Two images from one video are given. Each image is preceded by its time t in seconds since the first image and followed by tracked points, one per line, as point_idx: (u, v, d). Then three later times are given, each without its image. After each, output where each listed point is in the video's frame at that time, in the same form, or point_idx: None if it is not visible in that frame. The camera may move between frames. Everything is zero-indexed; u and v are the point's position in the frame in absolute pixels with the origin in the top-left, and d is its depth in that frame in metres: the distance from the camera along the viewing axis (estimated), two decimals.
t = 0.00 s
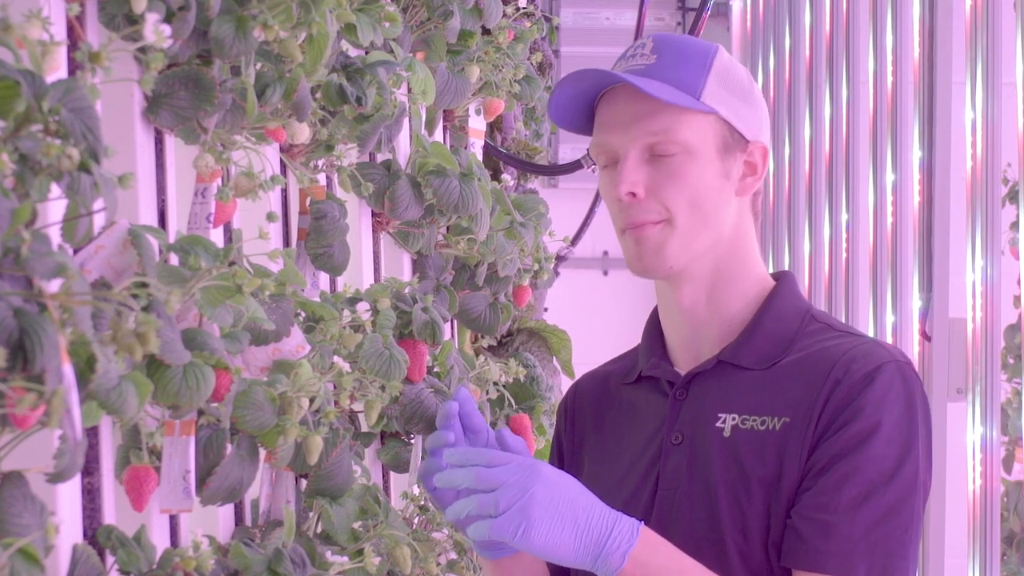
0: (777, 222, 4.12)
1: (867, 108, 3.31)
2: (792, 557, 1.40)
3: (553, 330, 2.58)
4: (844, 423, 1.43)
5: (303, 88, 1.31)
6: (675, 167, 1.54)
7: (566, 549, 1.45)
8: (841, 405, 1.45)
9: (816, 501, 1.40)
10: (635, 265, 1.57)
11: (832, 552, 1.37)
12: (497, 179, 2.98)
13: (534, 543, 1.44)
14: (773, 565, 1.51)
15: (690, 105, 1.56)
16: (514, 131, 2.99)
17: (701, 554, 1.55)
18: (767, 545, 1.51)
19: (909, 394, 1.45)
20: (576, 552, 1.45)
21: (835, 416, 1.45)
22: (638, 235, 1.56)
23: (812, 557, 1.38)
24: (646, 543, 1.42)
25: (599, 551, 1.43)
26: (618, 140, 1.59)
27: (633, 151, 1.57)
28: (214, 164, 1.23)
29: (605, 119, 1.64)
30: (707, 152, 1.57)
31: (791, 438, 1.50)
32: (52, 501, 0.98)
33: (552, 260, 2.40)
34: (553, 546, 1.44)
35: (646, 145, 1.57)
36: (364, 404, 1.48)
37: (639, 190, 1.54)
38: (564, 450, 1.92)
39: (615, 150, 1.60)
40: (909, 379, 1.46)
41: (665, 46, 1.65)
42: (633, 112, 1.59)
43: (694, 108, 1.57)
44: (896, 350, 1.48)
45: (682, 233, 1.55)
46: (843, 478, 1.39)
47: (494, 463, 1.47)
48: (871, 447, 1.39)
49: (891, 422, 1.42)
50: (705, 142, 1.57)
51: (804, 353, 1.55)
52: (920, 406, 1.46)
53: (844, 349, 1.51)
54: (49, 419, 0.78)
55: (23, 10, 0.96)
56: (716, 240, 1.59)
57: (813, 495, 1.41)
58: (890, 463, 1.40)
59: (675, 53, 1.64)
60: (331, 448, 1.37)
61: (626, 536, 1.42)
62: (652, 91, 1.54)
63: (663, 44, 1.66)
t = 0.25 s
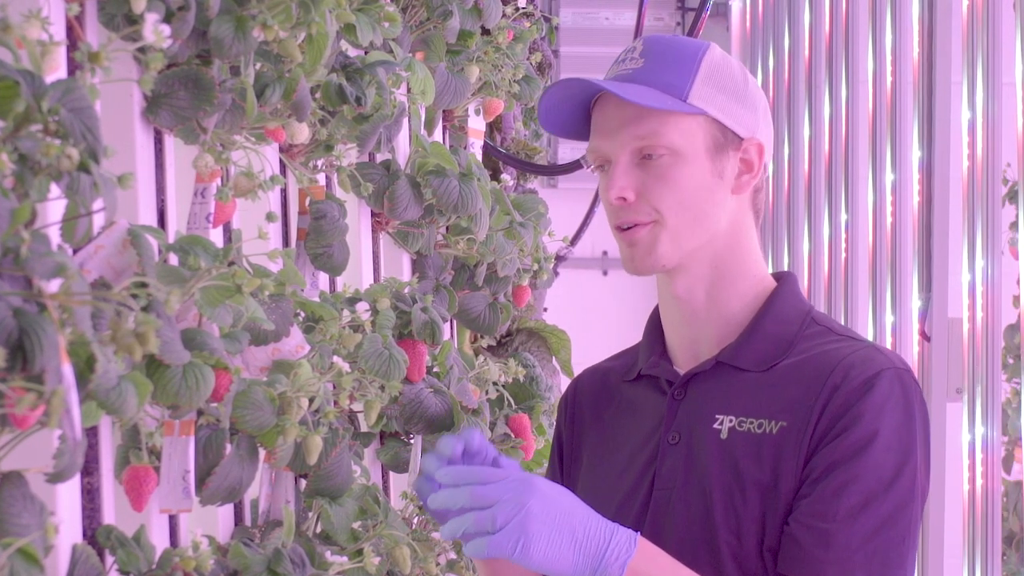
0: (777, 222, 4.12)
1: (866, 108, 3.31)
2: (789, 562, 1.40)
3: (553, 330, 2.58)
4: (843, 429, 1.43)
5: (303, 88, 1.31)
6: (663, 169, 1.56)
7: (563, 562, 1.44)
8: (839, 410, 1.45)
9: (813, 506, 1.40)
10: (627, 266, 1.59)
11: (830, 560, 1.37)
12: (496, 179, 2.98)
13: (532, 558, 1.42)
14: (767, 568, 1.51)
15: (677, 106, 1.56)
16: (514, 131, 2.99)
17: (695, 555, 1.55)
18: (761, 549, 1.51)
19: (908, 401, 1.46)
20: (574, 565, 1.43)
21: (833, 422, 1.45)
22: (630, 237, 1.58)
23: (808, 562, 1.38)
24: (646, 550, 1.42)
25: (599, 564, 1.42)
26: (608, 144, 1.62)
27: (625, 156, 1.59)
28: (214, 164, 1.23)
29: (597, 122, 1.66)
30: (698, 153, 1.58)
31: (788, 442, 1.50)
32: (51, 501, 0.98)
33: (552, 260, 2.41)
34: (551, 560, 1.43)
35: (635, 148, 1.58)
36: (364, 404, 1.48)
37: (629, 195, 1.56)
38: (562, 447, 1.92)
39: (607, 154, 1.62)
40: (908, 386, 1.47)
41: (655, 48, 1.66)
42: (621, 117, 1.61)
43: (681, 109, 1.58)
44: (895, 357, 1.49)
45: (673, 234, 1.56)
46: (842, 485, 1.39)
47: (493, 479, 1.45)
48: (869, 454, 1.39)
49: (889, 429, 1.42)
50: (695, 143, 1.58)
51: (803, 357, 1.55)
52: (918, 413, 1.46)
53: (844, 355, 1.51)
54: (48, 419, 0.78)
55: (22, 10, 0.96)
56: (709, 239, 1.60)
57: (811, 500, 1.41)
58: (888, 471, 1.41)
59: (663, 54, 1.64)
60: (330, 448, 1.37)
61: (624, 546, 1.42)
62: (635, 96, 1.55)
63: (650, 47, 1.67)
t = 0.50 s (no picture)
0: (778, 222, 4.12)
1: (866, 108, 3.31)
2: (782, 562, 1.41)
3: (554, 330, 2.58)
4: (833, 428, 1.43)
5: (303, 88, 1.31)
6: (704, 162, 1.55)
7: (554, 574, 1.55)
8: (829, 410, 1.45)
9: (804, 506, 1.40)
10: (647, 249, 1.57)
11: (822, 560, 1.37)
12: (497, 179, 2.98)
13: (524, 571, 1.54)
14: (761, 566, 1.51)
15: (730, 103, 1.56)
16: (514, 131, 2.99)
17: (688, 554, 1.56)
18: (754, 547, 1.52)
19: (898, 400, 1.45)
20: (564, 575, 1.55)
21: (824, 421, 1.45)
22: (656, 221, 1.55)
23: (799, 562, 1.38)
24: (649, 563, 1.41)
25: None
26: (649, 125, 1.59)
27: (665, 139, 1.57)
28: (215, 164, 1.22)
29: (633, 102, 1.63)
30: (736, 153, 1.58)
31: (778, 441, 1.50)
32: (52, 502, 0.98)
33: (553, 260, 2.41)
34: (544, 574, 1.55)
35: (678, 135, 1.56)
36: (364, 404, 1.48)
37: (667, 179, 1.54)
38: (557, 443, 1.93)
39: (643, 135, 1.59)
40: (898, 384, 1.46)
41: (705, 38, 1.64)
42: (667, 101, 1.58)
43: (729, 108, 1.58)
44: (885, 356, 1.48)
45: (702, 227, 1.56)
46: (833, 485, 1.39)
47: (477, 514, 1.52)
48: (859, 454, 1.39)
49: (879, 429, 1.42)
50: (736, 143, 1.59)
51: (795, 355, 1.55)
52: (909, 411, 1.46)
53: (834, 353, 1.51)
54: (49, 419, 0.78)
55: (23, 10, 0.96)
56: (727, 239, 1.60)
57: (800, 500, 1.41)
58: (879, 469, 1.41)
59: (711, 46, 1.63)
60: (331, 448, 1.37)
61: (612, 562, 1.52)
62: (699, 85, 1.53)
63: (698, 37, 1.65)
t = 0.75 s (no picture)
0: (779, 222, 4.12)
1: (867, 109, 3.31)
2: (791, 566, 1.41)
3: (554, 330, 2.58)
4: (846, 433, 1.43)
5: (304, 88, 1.31)
6: (735, 161, 1.58)
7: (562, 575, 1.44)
8: (841, 416, 1.45)
9: (815, 511, 1.40)
10: (674, 244, 1.57)
11: (832, 566, 1.37)
12: (498, 179, 2.98)
13: None
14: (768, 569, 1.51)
15: (762, 105, 1.60)
16: (515, 131, 3.00)
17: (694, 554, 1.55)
18: (762, 551, 1.52)
19: (909, 407, 1.46)
20: None
21: (837, 426, 1.45)
22: (684, 217, 1.57)
23: (810, 567, 1.38)
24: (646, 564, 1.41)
25: None
26: (683, 121, 1.61)
27: (697, 137, 1.59)
28: (216, 164, 1.23)
29: (664, 98, 1.65)
30: (762, 156, 1.62)
31: (790, 445, 1.50)
32: (53, 501, 0.98)
33: (554, 260, 2.41)
34: None
35: (711, 132, 1.59)
36: (363, 404, 1.47)
37: (699, 175, 1.56)
38: (556, 440, 1.93)
39: (676, 130, 1.62)
40: (909, 392, 1.47)
41: (737, 38, 1.66)
42: (702, 99, 1.61)
43: (761, 110, 1.62)
44: (897, 362, 1.49)
45: (728, 225, 1.58)
46: (844, 491, 1.38)
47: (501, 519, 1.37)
48: (872, 461, 1.39)
49: (891, 435, 1.42)
50: (763, 145, 1.62)
51: (806, 359, 1.55)
52: (919, 419, 1.46)
53: (846, 357, 1.51)
54: (50, 419, 0.78)
55: (24, 10, 0.96)
56: (746, 240, 1.62)
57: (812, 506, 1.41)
58: (889, 477, 1.41)
59: (744, 46, 1.66)
60: (332, 448, 1.37)
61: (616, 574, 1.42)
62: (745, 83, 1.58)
63: (729, 35, 1.66)
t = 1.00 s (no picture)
0: (781, 222, 4.12)
1: (869, 109, 3.31)
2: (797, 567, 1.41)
3: (556, 330, 2.58)
4: (854, 434, 1.42)
5: (306, 88, 1.31)
6: (745, 159, 1.58)
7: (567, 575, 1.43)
8: (849, 417, 1.45)
9: (823, 512, 1.40)
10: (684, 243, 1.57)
11: (839, 567, 1.37)
12: (499, 179, 2.98)
13: None
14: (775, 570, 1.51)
15: (771, 101, 1.61)
16: (517, 130, 3.00)
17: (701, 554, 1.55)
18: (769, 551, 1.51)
19: (918, 409, 1.45)
20: None
21: (845, 427, 1.45)
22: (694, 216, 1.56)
23: (817, 568, 1.38)
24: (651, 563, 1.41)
25: None
26: (692, 119, 1.61)
27: (706, 134, 1.59)
28: (217, 164, 1.22)
29: (672, 96, 1.65)
30: (771, 154, 1.62)
31: (798, 446, 1.50)
32: (55, 502, 0.98)
33: (556, 260, 2.41)
34: None
35: (721, 130, 1.60)
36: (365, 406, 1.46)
37: (709, 173, 1.56)
38: (559, 439, 1.94)
39: (685, 128, 1.61)
40: (918, 394, 1.47)
41: (742, 35, 1.66)
42: (712, 96, 1.62)
43: (770, 108, 1.62)
44: (906, 364, 1.48)
45: (738, 224, 1.58)
46: (852, 493, 1.38)
47: (497, 524, 1.37)
48: (880, 462, 1.39)
49: (900, 437, 1.42)
50: (772, 143, 1.63)
51: (814, 360, 1.55)
52: (928, 420, 1.46)
53: (854, 358, 1.51)
54: (52, 419, 0.78)
55: (26, 10, 0.96)
56: (755, 240, 1.62)
57: (820, 507, 1.41)
58: (898, 478, 1.40)
59: (750, 43, 1.66)
60: (334, 448, 1.37)
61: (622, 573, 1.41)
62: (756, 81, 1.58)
63: (734, 33, 1.66)
